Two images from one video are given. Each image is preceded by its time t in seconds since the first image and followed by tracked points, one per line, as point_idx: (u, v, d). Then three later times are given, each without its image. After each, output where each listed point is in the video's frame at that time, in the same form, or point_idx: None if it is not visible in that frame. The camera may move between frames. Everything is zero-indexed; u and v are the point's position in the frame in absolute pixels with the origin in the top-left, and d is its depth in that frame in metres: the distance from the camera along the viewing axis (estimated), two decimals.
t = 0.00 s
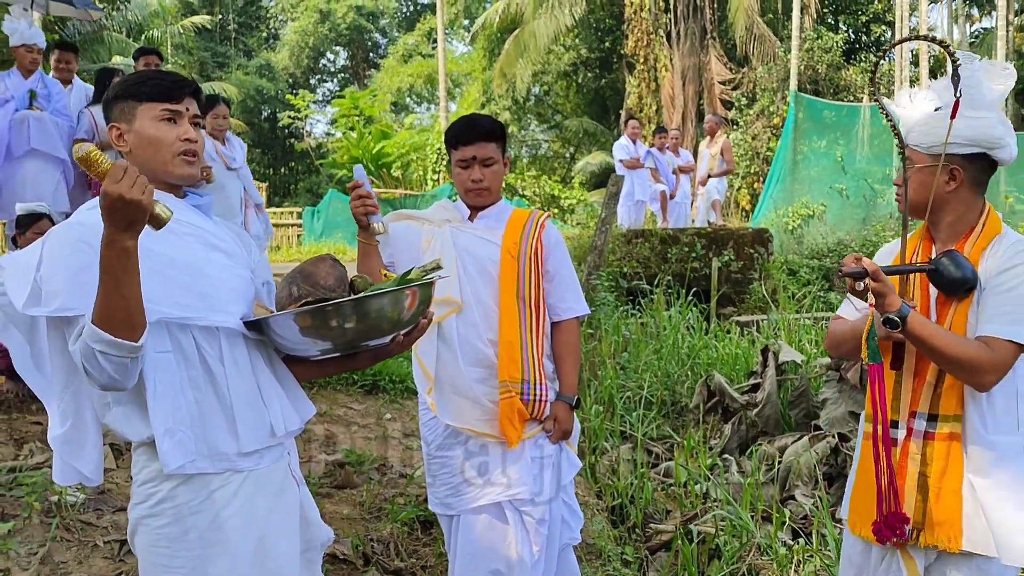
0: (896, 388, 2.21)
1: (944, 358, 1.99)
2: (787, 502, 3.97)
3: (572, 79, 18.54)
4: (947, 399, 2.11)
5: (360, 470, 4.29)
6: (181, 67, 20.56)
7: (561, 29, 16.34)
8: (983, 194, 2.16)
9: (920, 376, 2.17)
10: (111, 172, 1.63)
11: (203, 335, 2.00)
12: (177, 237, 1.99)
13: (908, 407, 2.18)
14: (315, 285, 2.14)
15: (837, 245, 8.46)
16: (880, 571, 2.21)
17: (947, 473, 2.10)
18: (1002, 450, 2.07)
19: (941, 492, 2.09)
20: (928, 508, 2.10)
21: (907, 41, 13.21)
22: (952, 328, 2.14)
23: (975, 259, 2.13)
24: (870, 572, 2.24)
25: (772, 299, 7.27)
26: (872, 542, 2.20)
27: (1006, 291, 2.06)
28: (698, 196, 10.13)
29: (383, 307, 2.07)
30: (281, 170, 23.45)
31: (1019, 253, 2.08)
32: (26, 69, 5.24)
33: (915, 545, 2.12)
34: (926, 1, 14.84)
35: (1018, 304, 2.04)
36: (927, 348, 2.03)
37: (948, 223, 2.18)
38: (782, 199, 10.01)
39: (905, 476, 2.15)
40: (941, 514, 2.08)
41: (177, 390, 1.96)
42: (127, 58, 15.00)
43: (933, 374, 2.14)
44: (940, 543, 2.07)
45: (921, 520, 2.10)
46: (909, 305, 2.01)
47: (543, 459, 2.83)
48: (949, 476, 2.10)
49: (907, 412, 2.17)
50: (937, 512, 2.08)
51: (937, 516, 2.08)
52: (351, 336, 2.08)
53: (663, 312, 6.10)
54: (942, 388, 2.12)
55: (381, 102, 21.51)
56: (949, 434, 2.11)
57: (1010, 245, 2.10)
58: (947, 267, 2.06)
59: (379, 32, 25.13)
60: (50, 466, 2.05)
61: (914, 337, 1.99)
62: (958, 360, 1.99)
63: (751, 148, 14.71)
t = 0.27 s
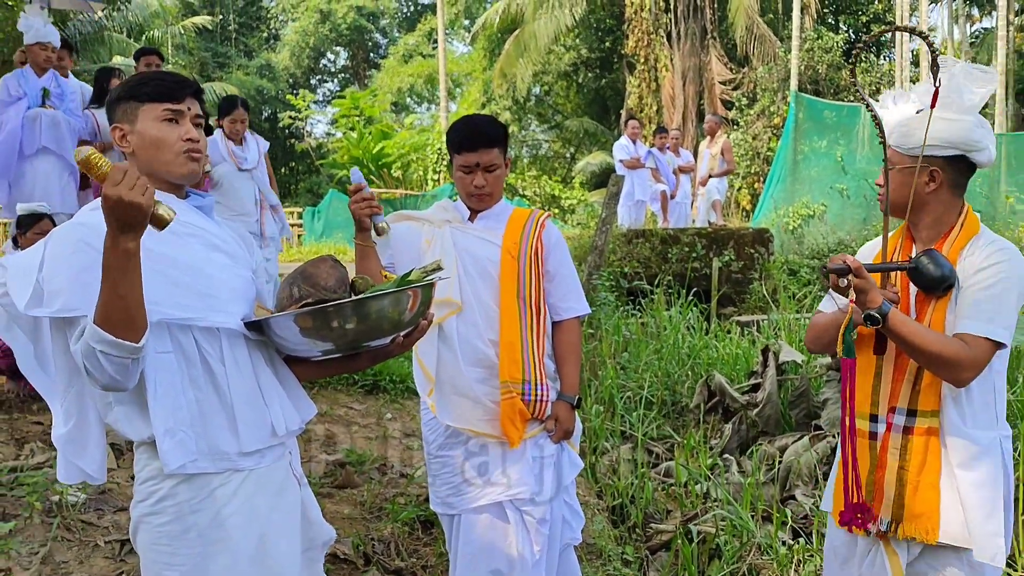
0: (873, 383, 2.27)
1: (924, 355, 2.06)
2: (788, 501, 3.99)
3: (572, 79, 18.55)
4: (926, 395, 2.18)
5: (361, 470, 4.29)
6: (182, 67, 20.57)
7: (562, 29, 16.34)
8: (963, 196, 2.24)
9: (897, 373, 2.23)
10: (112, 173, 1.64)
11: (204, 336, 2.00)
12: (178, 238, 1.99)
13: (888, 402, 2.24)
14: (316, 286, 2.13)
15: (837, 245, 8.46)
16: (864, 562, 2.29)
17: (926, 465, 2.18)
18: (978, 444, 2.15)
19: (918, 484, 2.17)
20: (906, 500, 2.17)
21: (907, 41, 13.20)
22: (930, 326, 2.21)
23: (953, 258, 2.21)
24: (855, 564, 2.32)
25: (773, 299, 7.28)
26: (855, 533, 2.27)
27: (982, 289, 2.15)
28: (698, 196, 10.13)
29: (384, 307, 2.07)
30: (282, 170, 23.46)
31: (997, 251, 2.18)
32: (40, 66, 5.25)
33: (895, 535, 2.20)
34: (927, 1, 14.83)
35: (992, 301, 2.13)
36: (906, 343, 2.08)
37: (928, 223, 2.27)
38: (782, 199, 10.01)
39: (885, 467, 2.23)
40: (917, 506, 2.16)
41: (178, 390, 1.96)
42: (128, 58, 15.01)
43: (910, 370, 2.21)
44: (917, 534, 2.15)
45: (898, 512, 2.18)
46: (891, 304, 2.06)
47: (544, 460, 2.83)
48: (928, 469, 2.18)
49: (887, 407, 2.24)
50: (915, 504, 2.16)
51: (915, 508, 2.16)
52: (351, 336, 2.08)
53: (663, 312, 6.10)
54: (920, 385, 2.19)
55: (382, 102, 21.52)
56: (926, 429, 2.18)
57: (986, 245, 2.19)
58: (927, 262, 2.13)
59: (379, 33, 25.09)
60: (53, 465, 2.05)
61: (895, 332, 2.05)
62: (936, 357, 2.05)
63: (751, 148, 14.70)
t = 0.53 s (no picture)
0: (870, 380, 2.28)
1: (921, 352, 2.05)
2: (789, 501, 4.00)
3: (572, 79, 18.54)
4: (921, 393, 2.19)
5: (362, 470, 4.30)
6: (182, 67, 20.57)
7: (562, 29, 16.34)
8: (951, 199, 2.27)
9: (892, 369, 2.24)
10: (112, 173, 1.64)
11: (203, 336, 2.00)
12: (177, 238, 1.99)
13: (883, 399, 2.24)
14: (317, 286, 2.13)
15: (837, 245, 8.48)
16: (862, 562, 2.29)
17: (922, 462, 2.18)
18: (972, 440, 2.15)
19: (915, 480, 2.17)
20: (903, 497, 2.17)
21: (908, 41, 13.18)
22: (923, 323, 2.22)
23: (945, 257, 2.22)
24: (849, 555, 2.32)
25: (774, 299, 7.28)
26: (854, 532, 2.27)
27: (977, 286, 2.15)
28: (698, 196, 10.14)
29: (384, 307, 2.07)
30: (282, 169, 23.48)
31: (988, 253, 2.17)
32: (53, 64, 5.20)
33: (891, 533, 2.20)
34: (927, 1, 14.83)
35: (982, 301, 2.13)
36: (900, 339, 2.09)
37: (923, 225, 2.28)
38: (783, 199, 10.02)
39: (882, 465, 2.22)
40: (914, 502, 2.16)
41: (177, 390, 1.96)
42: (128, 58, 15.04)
43: (906, 367, 2.22)
44: (915, 530, 2.15)
45: (896, 509, 2.17)
46: (887, 300, 2.06)
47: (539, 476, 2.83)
48: (923, 470, 2.17)
49: (882, 405, 2.24)
50: (911, 500, 2.16)
51: (911, 505, 2.16)
52: (350, 337, 2.08)
53: (664, 312, 6.10)
54: (915, 382, 2.20)
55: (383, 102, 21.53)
56: (923, 426, 2.18)
57: (977, 245, 2.19)
58: (920, 262, 2.14)
59: (380, 32, 25.05)
60: (55, 465, 2.05)
61: (896, 330, 2.04)
62: (932, 352, 2.05)
63: (752, 148, 14.69)
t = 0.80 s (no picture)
0: (869, 376, 2.29)
1: (923, 344, 2.07)
2: (788, 500, 4.02)
3: (572, 80, 18.56)
4: (922, 387, 2.21)
5: (363, 468, 4.31)
6: (183, 68, 20.58)
7: (562, 29, 16.36)
8: (946, 196, 2.28)
9: (891, 365, 2.26)
10: (115, 171, 1.66)
11: (204, 335, 2.02)
12: (179, 238, 2.01)
13: (884, 395, 2.26)
14: (317, 286, 2.15)
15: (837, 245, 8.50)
16: (862, 561, 2.30)
17: (923, 457, 2.20)
18: (971, 434, 2.18)
19: (918, 475, 2.19)
20: (906, 492, 2.18)
21: (907, 41, 13.19)
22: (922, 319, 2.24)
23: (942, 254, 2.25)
24: (850, 555, 2.33)
25: (773, 298, 7.30)
26: (855, 531, 2.28)
27: (975, 282, 2.17)
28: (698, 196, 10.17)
29: (384, 307, 2.09)
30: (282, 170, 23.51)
31: (984, 251, 2.20)
32: (58, 63, 5.17)
33: (893, 529, 2.21)
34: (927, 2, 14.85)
35: (980, 295, 2.16)
36: (900, 332, 2.09)
37: (920, 224, 2.30)
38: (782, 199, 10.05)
39: (884, 461, 2.23)
40: (916, 497, 2.17)
41: (178, 389, 1.98)
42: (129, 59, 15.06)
43: (906, 361, 2.24)
44: (917, 526, 2.16)
45: (899, 503, 2.18)
46: (891, 292, 2.06)
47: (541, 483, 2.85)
48: (925, 466, 2.20)
49: (883, 401, 2.26)
50: (914, 495, 2.18)
51: (914, 500, 2.18)
52: (351, 336, 2.10)
53: (664, 312, 6.12)
54: (916, 377, 2.22)
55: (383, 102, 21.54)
56: (924, 420, 2.20)
57: (973, 241, 2.23)
58: (920, 257, 2.15)
59: (380, 33, 25.04)
60: (56, 460, 2.07)
61: (903, 327, 2.05)
62: (936, 342, 2.06)
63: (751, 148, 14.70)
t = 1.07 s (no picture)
0: (873, 377, 2.29)
1: (930, 341, 2.07)
2: (788, 500, 4.03)
3: (572, 80, 18.55)
4: (928, 386, 2.22)
5: (364, 468, 4.32)
6: (183, 68, 20.60)
7: (562, 30, 16.36)
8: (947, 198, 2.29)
9: (896, 365, 2.27)
10: (131, 168, 1.66)
11: (209, 334, 2.02)
12: (185, 236, 2.01)
13: (890, 395, 2.26)
14: (318, 287, 2.16)
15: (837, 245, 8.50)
16: (867, 563, 2.31)
17: (931, 457, 2.21)
18: (976, 433, 2.19)
19: (926, 475, 2.20)
20: (914, 491, 2.19)
21: (907, 41, 13.19)
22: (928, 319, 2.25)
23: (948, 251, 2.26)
24: (855, 560, 2.34)
25: (773, 298, 7.30)
26: (862, 533, 2.27)
27: (976, 280, 2.19)
28: (698, 196, 10.17)
29: (384, 309, 2.10)
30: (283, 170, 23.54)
31: (985, 251, 2.21)
32: (59, 62, 5.16)
33: (900, 530, 2.21)
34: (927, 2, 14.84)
35: (982, 294, 2.16)
36: (907, 329, 2.10)
37: (923, 225, 2.30)
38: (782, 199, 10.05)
39: (892, 461, 2.24)
40: (925, 497, 2.18)
41: (182, 387, 1.98)
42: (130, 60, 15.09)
43: (911, 361, 2.24)
44: (926, 526, 2.17)
45: (908, 504, 2.19)
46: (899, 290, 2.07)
47: (546, 482, 2.86)
48: (933, 464, 2.20)
49: (888, 401, 2.26)
50: (921, 495, 2.18)
51: (922, 499, 2.18)
52: (351, 339, 2.10)
53: (664, 312, 6.12)
54: (922, 376, 2.22)
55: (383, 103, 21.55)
56: (930, 419, 2.21)
57: (975, 242, 2.23)
58: (927, 257, 2.16)
59: (381, 34, 25.03)
60: (57, 454, 2.07)
61: (911, 323, 2.06)
62: (940, 341, 2.07)
63: (751, 148, 14.71)
